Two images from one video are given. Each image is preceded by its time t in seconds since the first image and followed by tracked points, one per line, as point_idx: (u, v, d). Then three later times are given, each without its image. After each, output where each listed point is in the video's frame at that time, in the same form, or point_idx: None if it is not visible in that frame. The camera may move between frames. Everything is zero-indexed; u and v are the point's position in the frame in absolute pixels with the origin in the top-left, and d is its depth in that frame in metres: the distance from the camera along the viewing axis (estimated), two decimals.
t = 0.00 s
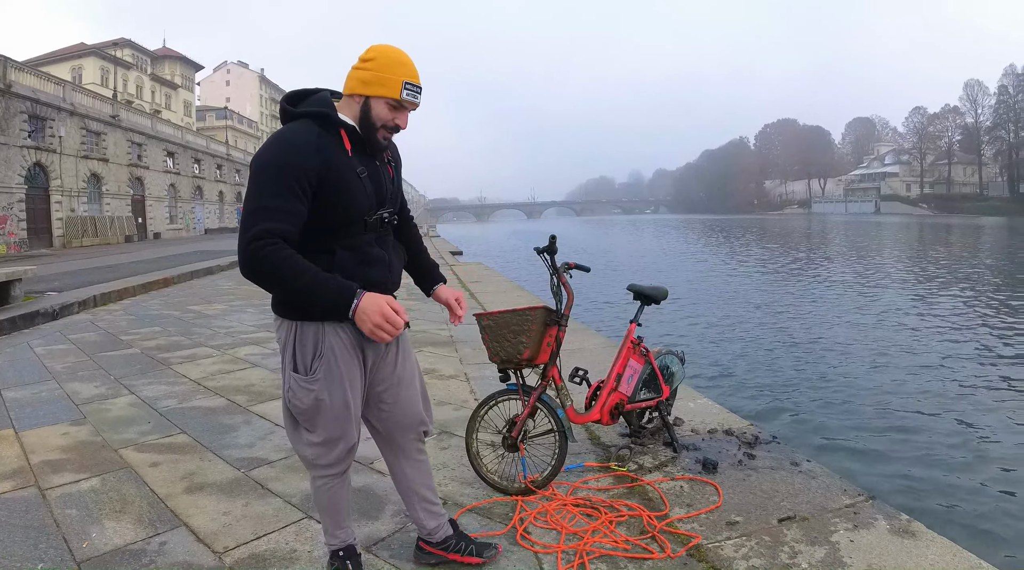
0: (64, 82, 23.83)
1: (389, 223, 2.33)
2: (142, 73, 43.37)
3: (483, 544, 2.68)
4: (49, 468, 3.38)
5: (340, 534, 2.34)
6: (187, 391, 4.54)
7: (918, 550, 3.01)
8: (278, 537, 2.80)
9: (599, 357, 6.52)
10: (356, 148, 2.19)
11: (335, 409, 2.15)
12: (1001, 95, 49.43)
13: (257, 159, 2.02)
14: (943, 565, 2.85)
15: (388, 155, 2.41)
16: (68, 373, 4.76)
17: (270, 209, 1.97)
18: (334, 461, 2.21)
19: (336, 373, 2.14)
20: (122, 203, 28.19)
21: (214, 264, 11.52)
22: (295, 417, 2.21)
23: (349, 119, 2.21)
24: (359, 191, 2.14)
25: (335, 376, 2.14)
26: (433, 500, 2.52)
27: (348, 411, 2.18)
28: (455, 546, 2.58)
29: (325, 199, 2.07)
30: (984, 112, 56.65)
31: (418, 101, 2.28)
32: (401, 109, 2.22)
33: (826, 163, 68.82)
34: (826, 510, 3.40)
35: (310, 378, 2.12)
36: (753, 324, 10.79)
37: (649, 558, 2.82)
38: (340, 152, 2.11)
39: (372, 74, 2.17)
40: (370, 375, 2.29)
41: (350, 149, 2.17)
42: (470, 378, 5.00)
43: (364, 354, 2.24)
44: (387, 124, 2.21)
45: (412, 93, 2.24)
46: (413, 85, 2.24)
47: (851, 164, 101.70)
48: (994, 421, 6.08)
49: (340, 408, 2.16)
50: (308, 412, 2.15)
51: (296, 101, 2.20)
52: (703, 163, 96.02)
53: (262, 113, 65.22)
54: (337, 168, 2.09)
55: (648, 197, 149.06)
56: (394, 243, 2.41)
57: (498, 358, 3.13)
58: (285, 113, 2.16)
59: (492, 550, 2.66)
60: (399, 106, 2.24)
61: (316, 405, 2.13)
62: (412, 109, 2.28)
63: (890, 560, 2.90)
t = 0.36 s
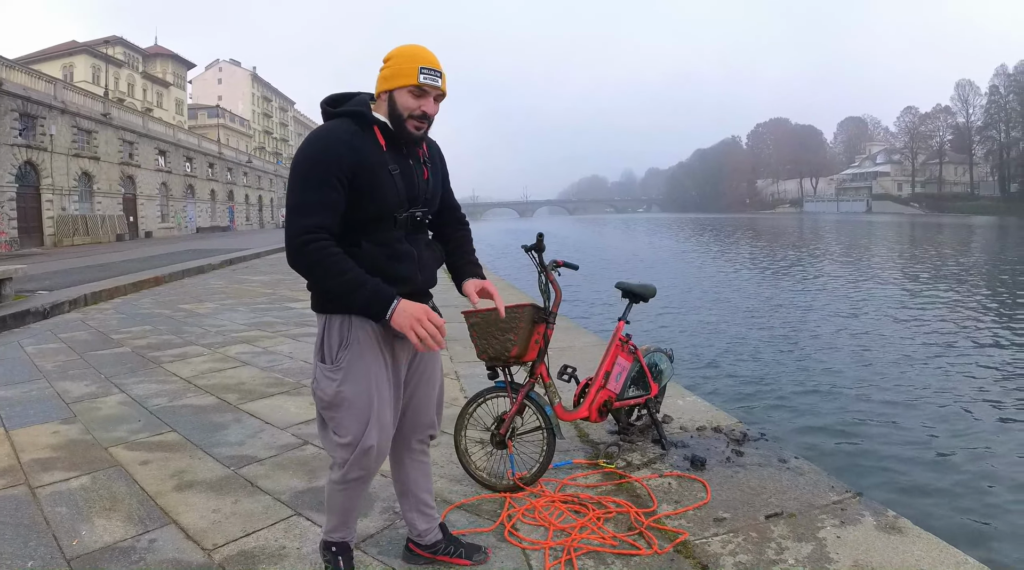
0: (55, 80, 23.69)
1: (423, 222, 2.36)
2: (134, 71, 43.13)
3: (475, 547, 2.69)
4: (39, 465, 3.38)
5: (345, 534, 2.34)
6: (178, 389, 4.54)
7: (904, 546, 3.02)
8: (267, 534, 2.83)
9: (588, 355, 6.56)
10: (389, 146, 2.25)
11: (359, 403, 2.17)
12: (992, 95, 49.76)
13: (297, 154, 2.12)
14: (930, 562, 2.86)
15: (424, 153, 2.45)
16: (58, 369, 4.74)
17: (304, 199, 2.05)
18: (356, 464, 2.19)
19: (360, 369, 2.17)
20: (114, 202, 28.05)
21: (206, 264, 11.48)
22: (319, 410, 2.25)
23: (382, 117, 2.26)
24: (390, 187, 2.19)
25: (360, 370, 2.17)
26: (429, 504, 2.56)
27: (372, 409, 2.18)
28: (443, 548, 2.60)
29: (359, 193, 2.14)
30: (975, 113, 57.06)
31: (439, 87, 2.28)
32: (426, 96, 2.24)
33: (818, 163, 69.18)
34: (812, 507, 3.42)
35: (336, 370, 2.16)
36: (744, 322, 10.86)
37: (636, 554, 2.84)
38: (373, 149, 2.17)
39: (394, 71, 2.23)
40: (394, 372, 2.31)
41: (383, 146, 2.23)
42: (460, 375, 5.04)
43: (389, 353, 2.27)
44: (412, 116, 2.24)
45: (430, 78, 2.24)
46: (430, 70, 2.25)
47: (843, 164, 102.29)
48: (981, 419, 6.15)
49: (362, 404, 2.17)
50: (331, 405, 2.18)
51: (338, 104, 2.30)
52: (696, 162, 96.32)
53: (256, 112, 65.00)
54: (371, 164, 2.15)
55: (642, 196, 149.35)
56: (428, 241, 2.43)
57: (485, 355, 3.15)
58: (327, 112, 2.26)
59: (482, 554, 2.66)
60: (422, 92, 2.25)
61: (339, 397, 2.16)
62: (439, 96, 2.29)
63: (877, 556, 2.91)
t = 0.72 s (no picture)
0: (50, 79, 23.61)
1: (425, 218, 2.35)
2: (129, 69, 43.00)
3: (465, 545, 2.71)
4: (33, 465, 3.39)
5: (353, 542, 2.31)
6: (172, 389, 4.56)
7: (893, 544, 3.05)
8: (260, 532, 2.85)
9: (581, 355, 6.59)
10: (387, 140, 2.29)
11: (344, 397, 2.19)
12: (986, 96, 49.96)
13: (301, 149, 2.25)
14: (919, 561, 2.89)
15: (433, 149, 2.44)
16: (52, 369, 4.74)
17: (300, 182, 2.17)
18: (339, 454, 2.21)
19: (347, 362, 2.20)
20: (108, 201, 27.96)
21: (200, 263, 11.47)
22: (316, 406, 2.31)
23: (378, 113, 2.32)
24: (382, 178, 2.23)
25: (347, 365, 2.19)
26: (421, 504, 2.58)
27: (356, 405, 2.19)
28: (434, 547, 2.63)
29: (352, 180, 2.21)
30: (969, 112, 57.39)
31: (417, 74, 2.26)
32: (406, 87, 2.25)
33: (814, 163, 69.38)
34: (802, 506, 3.45)
35: (325, 362, 2.21)
36: (737, 322, 10.90)
37: (626, 552, 2.87)
38: (366, 142, 2.23)
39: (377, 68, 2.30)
40: (387, 369, 2.32)
41: (381, 141, 2.28)
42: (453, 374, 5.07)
43: (382, 351, 2.28)
44: (395, 107, 2.26)
45: (405, 67, 2.24)
46: (405, 58, 2.25)
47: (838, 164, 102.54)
48: (971, 418, 6.20)
49: (347, 398, 2.18)
50: (322, 397, 2.23)
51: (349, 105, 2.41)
52: (692, 162, 96.41)
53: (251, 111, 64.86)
54: (363, 154, 2.22)
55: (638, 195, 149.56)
56: (433, 237, 2.40)
57: (476, 354, 3.18)
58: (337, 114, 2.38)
59: (473, 552, 2.69)
60: (400, 81, 2.27)
61: (326, 389, 2.21)
62: (424, 85, 2.30)
63: (866, 555, 2.94)
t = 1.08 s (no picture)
0: (49, 77, 23.62)
1: (420, 222, 2.31)
2: (128, 68, 43.01)
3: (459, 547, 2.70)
4: (27, 464, 3.37)
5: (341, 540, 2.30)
6: (168, 388, 4.54)
7: (892, 547, 3.03)
8: (253, 533, 2.84)
9: (579, 354, 6.59)
10: (387, 141, 2.25)
11: (330, 396, 2.19)
12: (985, 97, 50.02)
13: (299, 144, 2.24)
14: (917, 564, 2.88)
15: (434, 153, 2.39)
16: (49, 368, 4.73)
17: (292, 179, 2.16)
18: (326, 452, 2.21)
19: (334, 360, 2.19)
20: (107, 200, 27.96)
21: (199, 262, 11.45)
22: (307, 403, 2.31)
23: (383, 112, 2.27)
24: (375, 179, 2.19)
25: (334, 364, 2.19)
26: (414, 505, 2.57)
27: (342, 404, 2.18)
28: (428, 548, 2.61)
29: (344, 178, 2.18)
30: (968, 113, 57.46)
31: (429, 81, 2.23)
32: (415, 91, 2.21)
33: (813, 163, 69.39)
34: (800, 508, 3.43)
35: (313, 360, 2.21)
36: (735, 321, 10.90)
37: (622, 554, 2.85)
38: (362, 142, 2.20)
39: (389, 66, 2.23)
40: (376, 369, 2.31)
41: (379, 141, 2.24)
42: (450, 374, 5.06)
43: (371, 350, 2.27)
44: (407, 111, 2.21)
45: (418, 71, 2.21)
46: (419, 63, 2.22)
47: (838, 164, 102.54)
48: (971, 419, 6.18)
49: (334, 396, 2.18)
50: (310, 394, 2.23)
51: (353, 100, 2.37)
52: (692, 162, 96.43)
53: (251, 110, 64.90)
54: (357, 154, 2.19)
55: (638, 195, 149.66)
56: (427, 241, 2.36)
57: (472, 354, 3.16)
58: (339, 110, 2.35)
59: (467, 554, 2.67)
60: (410, 86, 2.22)
61: (313, 388, 2.21)
62: (432, 90, 2.25)
63: (863, 557, 2.93)
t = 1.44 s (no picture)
0: (48, 72, 23.61)
1: (417, 225, 2.26)
2: (129, 63, 43.00)
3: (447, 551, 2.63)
4: (12, 461, 3.32)
5: (328, 544, 2.24)
6: (159, 385, 4.50)
7: (891, 555, 2.96)
8: (237, 535, 2.79)
9: (574, 353, 6.53)
10: (392, 141, 2.15)
11: (325, 397, 2.11)
12: (987, 97, 49.81)
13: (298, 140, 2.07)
14: None
15: (431, 154, 2.33)
16: (39, 363, 4.67)
17: (295, 181, 2.00)
18: (316, 456, 2.14)
19: (329, 361, 2.11)
20: (105, 194, 27.96)
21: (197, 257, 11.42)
22: (294, 403, 2.22)
23: (392, 112, 2.15)
24: (383, 182, 2.09)
25: (329, 364, 2.11)
26: (400, 506, 2.52)
27: (337, 407, 2.11)
28: (415, 552, 2.55)
29: (354, 182, 2.05)
30: (971, 113, 57.21)
31: (458, 91, 2.19)
32: (444, 99, 2.15)
33: (815, 163, 69.19)
34: (798, 514, 3.36)
35: (305, 361, 2.12)
36: (735, 320, 10.83)
37: (614, 561, 2.79)
38: (373, 143, 2.09)
39: (414, 67, 2.11)
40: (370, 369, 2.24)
41: (385, 142, 2.14)
42: (444, 373, 5.02)
43: (365, 350, 2.20)
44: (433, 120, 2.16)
45: (452, 82, 2.15)
46: (453, 73, 2.16)
47: (840, 164, 102.21)
48: (973, 421, 6.11)
49: (328, 398, 2.11)
50: (302, 396, 2.14)
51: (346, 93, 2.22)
52: (694, 161, 96.14)
53: (251, 106, 64.90)
54: (367, 156, 2.07)
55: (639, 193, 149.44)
56: (424, 242, 2.32)
57: (462, 353, 3.10)
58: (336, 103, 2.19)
59: (454, 559, 2.59)
60: (441, 94, 2.15)
61: (306, 388, 2.13)
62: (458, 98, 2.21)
63: (861, 566, 2.86)
